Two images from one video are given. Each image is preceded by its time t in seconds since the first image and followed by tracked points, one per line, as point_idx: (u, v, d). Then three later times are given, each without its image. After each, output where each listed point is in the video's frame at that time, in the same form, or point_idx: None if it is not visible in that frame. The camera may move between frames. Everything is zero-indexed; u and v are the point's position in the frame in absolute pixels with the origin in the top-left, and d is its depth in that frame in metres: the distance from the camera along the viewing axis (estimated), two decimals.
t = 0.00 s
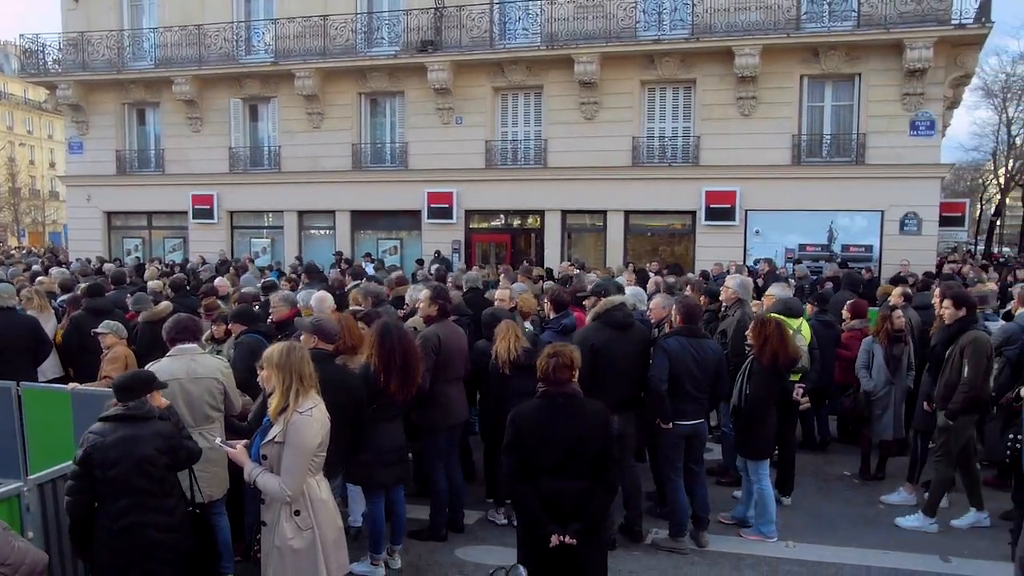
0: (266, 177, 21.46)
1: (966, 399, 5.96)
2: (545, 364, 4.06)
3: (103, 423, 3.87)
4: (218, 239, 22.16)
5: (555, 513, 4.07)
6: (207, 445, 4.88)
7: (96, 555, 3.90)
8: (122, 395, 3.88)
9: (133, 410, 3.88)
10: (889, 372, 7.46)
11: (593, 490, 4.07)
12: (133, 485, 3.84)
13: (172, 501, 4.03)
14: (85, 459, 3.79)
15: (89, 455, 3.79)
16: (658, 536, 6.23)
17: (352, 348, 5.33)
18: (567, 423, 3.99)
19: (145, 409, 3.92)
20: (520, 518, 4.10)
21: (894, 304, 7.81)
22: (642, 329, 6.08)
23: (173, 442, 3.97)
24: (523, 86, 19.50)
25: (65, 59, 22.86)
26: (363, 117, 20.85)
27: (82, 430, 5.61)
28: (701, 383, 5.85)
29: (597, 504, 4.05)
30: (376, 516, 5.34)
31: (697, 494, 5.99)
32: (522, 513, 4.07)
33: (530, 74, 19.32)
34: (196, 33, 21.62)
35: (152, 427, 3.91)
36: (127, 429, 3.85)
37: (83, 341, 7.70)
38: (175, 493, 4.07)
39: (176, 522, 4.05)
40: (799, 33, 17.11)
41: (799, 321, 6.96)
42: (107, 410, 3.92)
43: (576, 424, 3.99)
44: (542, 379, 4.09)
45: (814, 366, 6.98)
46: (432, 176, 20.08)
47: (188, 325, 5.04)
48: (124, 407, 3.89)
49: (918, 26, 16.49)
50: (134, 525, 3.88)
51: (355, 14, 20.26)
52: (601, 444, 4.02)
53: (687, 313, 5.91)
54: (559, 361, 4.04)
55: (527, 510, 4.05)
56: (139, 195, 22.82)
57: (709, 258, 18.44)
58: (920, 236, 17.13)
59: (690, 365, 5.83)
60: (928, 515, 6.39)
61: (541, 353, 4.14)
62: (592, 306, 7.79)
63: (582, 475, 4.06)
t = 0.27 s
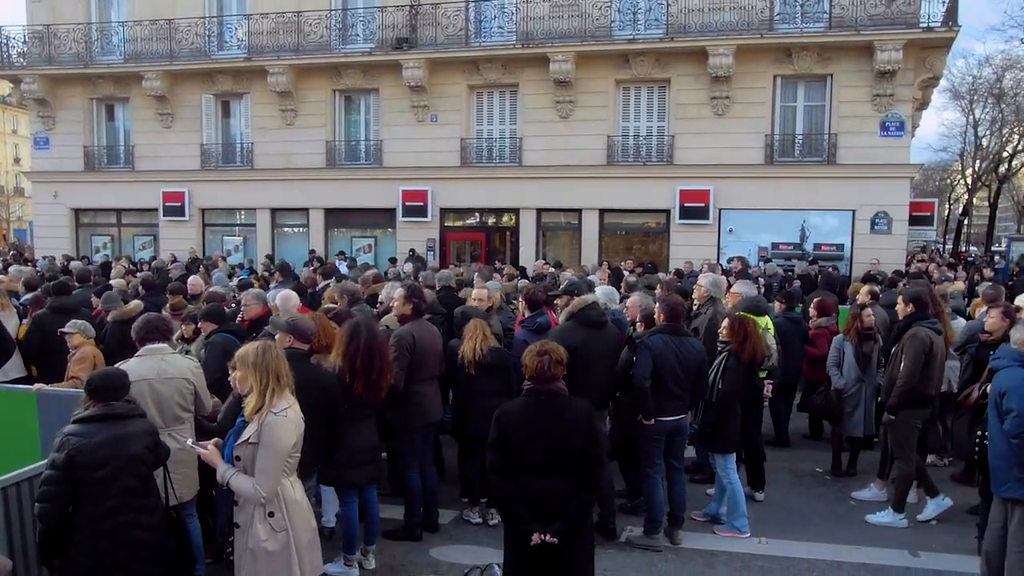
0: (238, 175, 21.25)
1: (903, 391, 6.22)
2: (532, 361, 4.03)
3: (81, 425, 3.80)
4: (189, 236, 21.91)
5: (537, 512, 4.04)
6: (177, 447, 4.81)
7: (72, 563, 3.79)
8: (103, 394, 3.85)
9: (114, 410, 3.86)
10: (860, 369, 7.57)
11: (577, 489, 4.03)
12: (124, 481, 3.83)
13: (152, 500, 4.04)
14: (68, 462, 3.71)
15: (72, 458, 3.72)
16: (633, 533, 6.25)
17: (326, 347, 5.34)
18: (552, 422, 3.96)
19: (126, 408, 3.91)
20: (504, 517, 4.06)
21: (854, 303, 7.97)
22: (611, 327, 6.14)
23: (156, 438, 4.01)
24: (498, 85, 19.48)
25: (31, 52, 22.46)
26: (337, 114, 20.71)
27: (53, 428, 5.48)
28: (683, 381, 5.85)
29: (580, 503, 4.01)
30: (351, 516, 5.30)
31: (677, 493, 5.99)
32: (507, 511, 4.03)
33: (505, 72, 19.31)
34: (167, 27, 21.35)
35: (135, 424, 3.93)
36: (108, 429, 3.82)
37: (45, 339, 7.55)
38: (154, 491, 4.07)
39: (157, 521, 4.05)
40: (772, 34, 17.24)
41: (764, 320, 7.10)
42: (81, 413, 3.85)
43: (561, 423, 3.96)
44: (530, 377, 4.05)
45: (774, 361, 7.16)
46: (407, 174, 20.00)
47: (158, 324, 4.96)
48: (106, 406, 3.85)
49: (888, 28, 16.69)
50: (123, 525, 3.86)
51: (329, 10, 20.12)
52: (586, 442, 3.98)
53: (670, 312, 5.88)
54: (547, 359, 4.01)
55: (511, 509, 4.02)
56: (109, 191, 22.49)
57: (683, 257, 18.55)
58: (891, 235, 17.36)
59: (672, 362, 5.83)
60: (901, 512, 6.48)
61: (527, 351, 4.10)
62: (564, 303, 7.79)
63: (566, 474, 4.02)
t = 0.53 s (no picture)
0: (207, 172, 21.02)
1: (853, 382, 6.37)
2: (514, 358, 4.02)
3: (46, 430, 3.72)
4: (157, 234, 21.64)
5: (518, 509, 4.04)
6: (145, 448, 4.75)
7: (44, 573, 3.71)
8: (69, 397, 3.79)
9: (82, 413, 3.82)
10: (830, 364, 7.64)
11: (558, 486, 4.02)
12: (97, 483, 3.82)
13: (122, 500, 4.02)
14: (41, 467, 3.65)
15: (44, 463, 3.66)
16: (608, 529, 6.30)
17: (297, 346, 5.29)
18: (534, 420, 3.96)
19: (92, 410, 3.87)
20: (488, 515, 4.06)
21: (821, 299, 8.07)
22: (583, 324, 6.16)
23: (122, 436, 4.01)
24: (471, 82, 19.45)
25: None
26: (308, 110, 20.55)
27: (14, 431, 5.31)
28: (667, 374, 5.88)
29: (562, 501, 4.00)
30: (324, 515, 5.29)
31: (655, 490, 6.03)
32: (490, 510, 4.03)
33: (478, 69, 19.28)
34: (134, 22, 21.04)
35: (105, 424, 3.92)
36: (77, 432, 3.78)
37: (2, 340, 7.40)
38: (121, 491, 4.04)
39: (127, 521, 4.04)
40: (743, 32, 17.39)
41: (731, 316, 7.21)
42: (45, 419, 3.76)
43: (543, 421, 3.96)
44: (513, 375, 4.04)
45: (742, 355, 7.24)
46: (379, 171, 19.91)
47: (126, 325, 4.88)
48: (73, 409, 3.80)
49: (857, 27, 16.90)
50: (98, 526, 3.84)
51: (300, 6, 19.95)
52: (567, 440, 3.99)
53: (651, 307, 5.88)
54: (530, 357, 3.99)
55: (495, 507, 4.01)
56: (75, 188, 22.14)
57: (656, 253, 18.66)
58: (860, 232, 17.60)
59: (656, 357, 5.83)
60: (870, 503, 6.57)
61: (509, 350, 4.09)
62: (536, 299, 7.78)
63: (548, 471, 4.02)
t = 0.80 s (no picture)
0: (173, 169, 20.72)
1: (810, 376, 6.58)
2: (491, 355, 4.01)
3: None
4: (121, 232, 21.30)
5: (500, 506, 4.02)
6: (110, 450, 4.67)
7: None
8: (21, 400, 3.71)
9: (35, 417, 3.75)
10: (796, 358, 7.73)
11: (539, 482, 4.02)
12: (52, 487, 3.80)
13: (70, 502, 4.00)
14: None
15: None
16: (579, 525, 6.33)
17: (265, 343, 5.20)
18: (513, 416, 3.95)
19: (43, 413, 3.81)
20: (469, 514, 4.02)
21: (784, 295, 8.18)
22: (553, 321, 6.17)
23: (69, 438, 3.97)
24: (440, 78, 19.39)
25: None
26: (275, 107, 20.33)
27: None
28: (642, 372, 5.90)
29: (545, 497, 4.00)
30: (294, 514, 5.24)
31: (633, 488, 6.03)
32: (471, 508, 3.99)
33: (447, 66, 19.23)
34: (95, 15, 20.67)
35: (53, 427, 3.86)
36: (32, 436, 3.72)
37: None
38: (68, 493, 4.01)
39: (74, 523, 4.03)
40: (711, 30, 17.52)
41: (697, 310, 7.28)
42: None
43: (522, 417, 3.95)
44: (491, 372, 4.01)
45: (707, 350, 7.31)
46: (348, 168, 19.78)
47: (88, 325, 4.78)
48: (26, 413, 3.72)
49: (822, 25, 17.10)
50: (53, 529, 3.83)
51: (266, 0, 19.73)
52: (546, 435, 4.00)
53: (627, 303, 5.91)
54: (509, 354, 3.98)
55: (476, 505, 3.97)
56: (35, 185, 21.71)
57: (626, 250, 18.74)
58: (827, 227, 17.83)
59: (632, 354, 5.85)
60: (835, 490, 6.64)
61: (486, 349, 4.05)
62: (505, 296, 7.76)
63: (528, 466, 4.02)
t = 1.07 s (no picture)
0: (137, 164, 20.41)
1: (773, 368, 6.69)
2: (468, 352, 4.03)
3: None
4: (85, 228, 20.95)
5: (479, 503, 3.98)
6: (74, 451, 4.58)
7: None
8: None
9: None
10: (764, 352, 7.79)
11: (518, 478, 4.01)
12: None
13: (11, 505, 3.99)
14: None
15: None
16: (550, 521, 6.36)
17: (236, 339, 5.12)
18: (491, 412, 3.94)
19: None
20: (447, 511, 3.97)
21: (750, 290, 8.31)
22: (525, 316, 6.16)
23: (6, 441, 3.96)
24: (409, 73, 19.30)
25: None
26: (243, 101, 20.10)
27: None
28: (613, 372, 5.81)
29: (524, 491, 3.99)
30: (264, 512, 5.18)
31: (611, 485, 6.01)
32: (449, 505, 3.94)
33: (417, 61, 19.15)
34: (56, 6, 20.28)
35: None
36: None
37: None
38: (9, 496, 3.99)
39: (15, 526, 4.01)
40: (681, 26, 17.62)
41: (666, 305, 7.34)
42: None
43: (500, 413, 3.95)
44: (468, 368, 4.03)
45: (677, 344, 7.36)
46: (317, 164, 19.63)
47: (50, 323, 4.69)
48: None
49: (790, 23, 17.27)
50: None
51: None
52: (525, 431, 4.00)
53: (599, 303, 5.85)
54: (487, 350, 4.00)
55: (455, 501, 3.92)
56: None
57: (596, 245, 18.81)
58: (795, 223, 18.04)
59: (603, 353, 5.78)
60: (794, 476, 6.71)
61: (464, 345, 4.08)
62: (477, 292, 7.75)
63: (508, 463, 4.01)
